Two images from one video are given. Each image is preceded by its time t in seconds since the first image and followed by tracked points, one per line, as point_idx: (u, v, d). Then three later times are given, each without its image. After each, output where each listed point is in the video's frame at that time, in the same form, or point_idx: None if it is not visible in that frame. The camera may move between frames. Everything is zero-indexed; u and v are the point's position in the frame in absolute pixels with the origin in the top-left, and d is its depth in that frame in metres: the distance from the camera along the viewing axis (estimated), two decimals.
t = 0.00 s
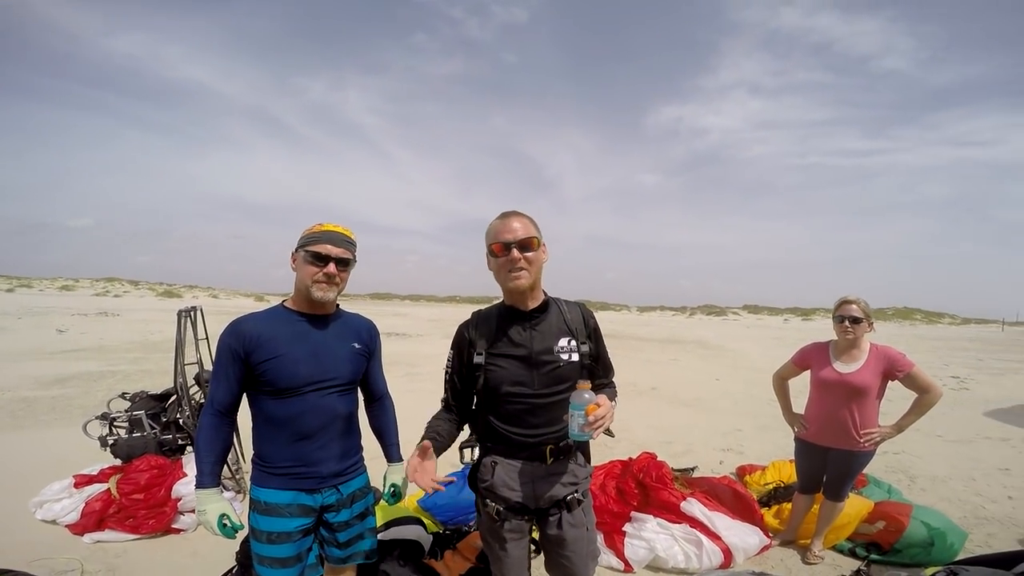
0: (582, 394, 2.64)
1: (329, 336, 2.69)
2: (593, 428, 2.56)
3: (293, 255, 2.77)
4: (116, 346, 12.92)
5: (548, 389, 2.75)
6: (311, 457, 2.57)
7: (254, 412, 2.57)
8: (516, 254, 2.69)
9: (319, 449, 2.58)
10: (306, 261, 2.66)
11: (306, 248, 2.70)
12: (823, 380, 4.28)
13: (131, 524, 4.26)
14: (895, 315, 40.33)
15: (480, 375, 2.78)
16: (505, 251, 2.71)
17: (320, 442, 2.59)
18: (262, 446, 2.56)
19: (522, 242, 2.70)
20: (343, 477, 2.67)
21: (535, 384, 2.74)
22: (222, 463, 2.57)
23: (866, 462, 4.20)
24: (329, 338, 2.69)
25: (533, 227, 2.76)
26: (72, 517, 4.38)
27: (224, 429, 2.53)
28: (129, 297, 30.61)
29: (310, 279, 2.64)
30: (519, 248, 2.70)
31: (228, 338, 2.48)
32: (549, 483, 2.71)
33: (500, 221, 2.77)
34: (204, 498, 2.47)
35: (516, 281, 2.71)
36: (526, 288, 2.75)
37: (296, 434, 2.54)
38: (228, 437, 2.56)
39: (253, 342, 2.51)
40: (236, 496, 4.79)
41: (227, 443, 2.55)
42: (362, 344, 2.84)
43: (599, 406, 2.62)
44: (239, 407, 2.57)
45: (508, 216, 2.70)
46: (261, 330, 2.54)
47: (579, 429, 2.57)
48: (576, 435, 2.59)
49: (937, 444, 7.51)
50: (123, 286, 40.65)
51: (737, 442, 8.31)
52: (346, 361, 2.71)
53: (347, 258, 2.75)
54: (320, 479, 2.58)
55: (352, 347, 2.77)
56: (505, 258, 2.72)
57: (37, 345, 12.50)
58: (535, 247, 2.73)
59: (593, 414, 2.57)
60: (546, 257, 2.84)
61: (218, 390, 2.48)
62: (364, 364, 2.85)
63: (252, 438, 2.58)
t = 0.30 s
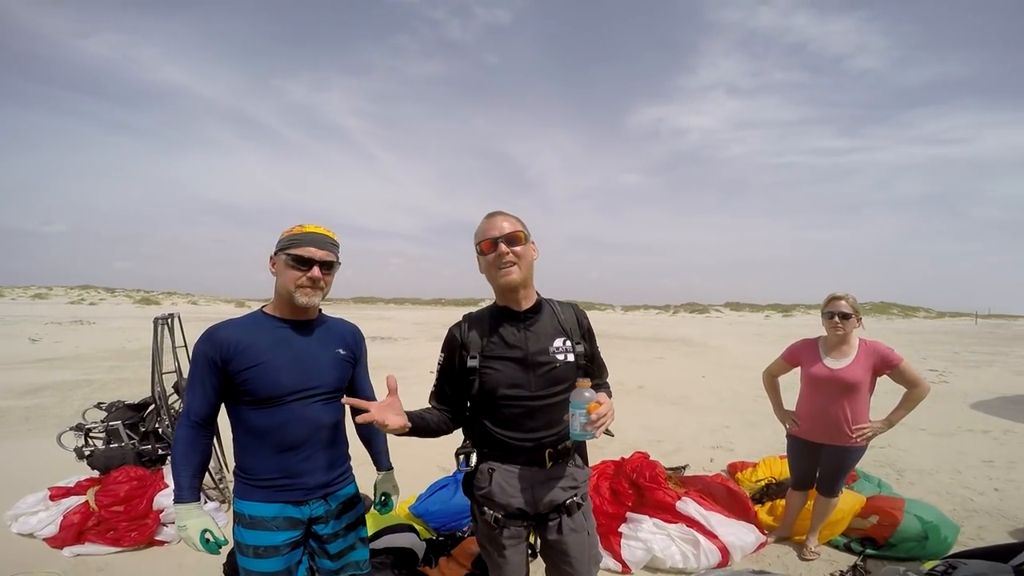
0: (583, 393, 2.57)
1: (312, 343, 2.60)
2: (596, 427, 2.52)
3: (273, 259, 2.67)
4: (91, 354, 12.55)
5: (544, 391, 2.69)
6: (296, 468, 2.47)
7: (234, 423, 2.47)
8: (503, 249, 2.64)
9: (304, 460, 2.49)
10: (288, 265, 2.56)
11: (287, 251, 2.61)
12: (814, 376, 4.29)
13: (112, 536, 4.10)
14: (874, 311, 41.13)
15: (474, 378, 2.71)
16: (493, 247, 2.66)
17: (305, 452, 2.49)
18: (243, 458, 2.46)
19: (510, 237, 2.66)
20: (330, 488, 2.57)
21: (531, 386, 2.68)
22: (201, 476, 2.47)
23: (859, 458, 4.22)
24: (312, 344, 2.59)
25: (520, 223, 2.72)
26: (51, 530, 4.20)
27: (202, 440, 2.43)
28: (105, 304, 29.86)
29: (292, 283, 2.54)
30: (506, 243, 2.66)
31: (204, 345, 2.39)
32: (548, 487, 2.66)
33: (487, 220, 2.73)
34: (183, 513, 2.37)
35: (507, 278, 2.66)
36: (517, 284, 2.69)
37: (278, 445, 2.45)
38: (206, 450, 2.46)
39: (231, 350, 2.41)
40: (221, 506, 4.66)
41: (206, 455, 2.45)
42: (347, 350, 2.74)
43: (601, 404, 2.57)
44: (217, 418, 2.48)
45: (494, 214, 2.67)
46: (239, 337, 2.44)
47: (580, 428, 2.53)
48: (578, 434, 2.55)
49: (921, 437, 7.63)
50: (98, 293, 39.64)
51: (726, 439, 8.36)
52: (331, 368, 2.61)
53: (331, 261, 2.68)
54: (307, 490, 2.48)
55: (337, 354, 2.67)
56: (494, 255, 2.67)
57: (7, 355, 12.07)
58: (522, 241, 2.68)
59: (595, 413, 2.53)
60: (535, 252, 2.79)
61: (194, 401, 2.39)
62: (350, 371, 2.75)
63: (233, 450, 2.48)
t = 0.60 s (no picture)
0: (579, 399, 2.56)
1: (291, 344, 2.52)
2: (591, 433, 2.50)
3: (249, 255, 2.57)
4: (61, 353, 12.15)
5: (534, 394, 2.65)
6: (275, 475, 2.39)
7: (208, 427, 2.38)
8: (497, 253, 2.59)
9: (283, 466, 2.41)
10: (266, 262, 2.47)
11: (265, 248, 2.51)
12: (800, 378, 4.32)
13: (84, 542, 3.94)
14: (850, 314, 41.98)
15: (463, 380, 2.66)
16: (488, 251, 2.60)
17: (285, 458, 2.42)
18: (219, 464, 2.37)
19: (505, 241, 2.60)
20: (312, 495, 2.50)
21: (521, 389, 2.63)
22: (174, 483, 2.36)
23: (843, 459, 4.26)
24: (291, 345, 2.52)
25: (514, 224, 2.67)
26: (18, 535, 4.02)
27: (174, 446, 2.33)
28: (77, 302, 29.01)
29: (271, 281, 2.46)
30: (500, 248, 2.60)
31: (175, 346, 2.29)
32: (537, 493, 2.61)
33: (480, 219, 2.67)
34: (156, 522, 2.27)
35: (500, 283, 2.62)
36: (509, 289, 2.65)
37: (256, 451, 2.36)
38: (179, 455, 2.36)
39: (205, 351, 2.32)
40: (197, 510, 4.53)
41: (178, 461, 2.35)
42: (328, 351, 2.67)
43: (597, 411, 2.55)
44: (190, 422, 2.38)
45: (489, 215, 2.61)
46: (214, 338, 2.35)
47: (576, 435, 2.50)
48: (573, 441, 2.51)
49: (898, 438, 7.79)
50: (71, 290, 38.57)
51: (709, 440, 8.42)
52: (311, 371, 2.54)
53: (311, 258, 2.60)
54: (287, 498, 2.41)
55: (317, 355, 2.60)
56: (488, 259, 2.61)
57: None
58: (517, 245, 2.63)
59: (591, 419, 2.51)
60: (529, 256, 2.74)
61: (165, 405, 2.28)
62: (331, 373, 2.68)
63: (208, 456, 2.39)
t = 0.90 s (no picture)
0: (572, 400, 2.52)
1: (278, 344, 2.46)
2: (583, 437, 2.46)
3: (234, 251, 2.51)
4: (42, 351, 11.89)
5: (531, 396, 2.61)
6: (261, 479, 2.33)
7: (190, 430, 2.31)
8: (514, 252, 2.54)
9: (269, 470, 2.34)
10: (250, 258, 2.40)
11: (249, 244, 2.45)
12: (793, 380, 4.32)
13: (66, 544, 3.84)
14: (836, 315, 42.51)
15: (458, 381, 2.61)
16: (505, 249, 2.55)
17: (270, 461, 2.35)
18: (202, 468, 2.30)
19: (522, 242, 2.57)
20: (300, 499, 2.44)
21: (517, 391, 2.59)
22: (156, 487, 2.29)
23: (836, 460, 4.27)
24: (277, 345, 2.45)
25: (528, 225, 2.65)
26: None
27: (155, 448, 2.26)
28: (59, 299, 28.47)
29: (255, 278, 2.39)
30: (518, 248, 2.57)
31: (155, 346, 2.22)
32: (534, 495, 2.58)
33: (495, 215, 2.62)
34: (137, 527, 2.20)
35: (512, 283, 2.57)
36: (518, 291, 2.62)
37: (241, 453, 2.30)
38: (160, 459, 2.29)
39: (186, 350, 2.25)
40: (182, 512, 4.44)
41: (159, 465, 2.28)
42: (316, 351, 2.61)
43: (590, 414, 2.50)
44: (172, 424, 2.31)
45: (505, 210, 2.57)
46: (195, 337, 2.28)
47: (568, 438, 2.48)
48: (565, 444, 2.49)
49: (886, 438, 7.86)
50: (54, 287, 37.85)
51: (700, 440, 8.44)
52: (298, 371, 2.47)
53: (296, 254, 2.53)
54: (274, 502, 2.34)
55: (304, 355, 2.53)
56: (504, 257, 2.55)
57: None
58: (530, 247, 2.61)
59: (584, 422, 2.45)
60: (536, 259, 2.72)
61: (144, 406, 2.21)
62: (319, 374, 2.62)
63: (190, 459, 2.32)
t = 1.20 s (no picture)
0: (568, 399, 2.50)
1: (264, 342, 2.40)
2: (580, 436, 2.45)
3: (218, 247, 2.45)
4: (23, 351, 11.64)
5: (529, 395, 2.58)
6: (247, 481, 2.27)
7: (172, 431, 2.25)
8: (529, 254, 2.52)
9: (256, 472, 2.29)
10: (234, 254, 2.35)
11: (234, 239, 2.40)
12: (787, 377, 4.33)
13: (52, 548, 3.74)
14: (823, 313, 43.01)
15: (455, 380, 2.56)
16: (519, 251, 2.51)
17: (257, 463, 2.30)
18: (187, 470, 2.24)
19: (534, 245, 2.55)
20: (288, 502, 2.39)
21: (515, 391, 2.56)
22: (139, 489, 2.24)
23: (829, 457, 4.28)
24: (263, 343, 2.39)
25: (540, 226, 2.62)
26: None
27: (137, 450, 2.21)
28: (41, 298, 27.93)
29: (240, 275, 2.33)
30: (531, 250, 2.55)
31: (134, 344, 2.16)
32: (532, 495, 2.55)
33: (510, 213, 2.56)
34: (119, 530, 2.15)
35: (522, 286, 2.55)
36: (524, 293, 2.60)
37: (226, 455, 2.24)
38: (143, 460, 2.23)
39: (167, 349, 2.19)
40: (171, 514, 4.36)
41: (142, 466, 2.22)
42: (304, 350, 2.55)
43: (586, 412, 2.48)
44: (154, 425, 2.25)
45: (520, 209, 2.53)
46: (177, 336, 2.22)
47: (564, 437, 2.44)
48: (561, 443, 2.46)
49: (876, 435, 7.94)
50: (36, 287, 37.14)
51: (692, 438, 8.47)
52: (286, 370, 2.42)
53: (283, 250, 2.48)
54: (262, 505, 2.29)
55: (292, 354, 2.48)
56: (518, 259, 2.52)
57: None
58: (540, 249, 2.60)
59: (580, 422, 2.44)
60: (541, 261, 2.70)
61: (125, 407, 2.15)
62: (308, 373, 2.56)
63: (174, 461, 2.26)
